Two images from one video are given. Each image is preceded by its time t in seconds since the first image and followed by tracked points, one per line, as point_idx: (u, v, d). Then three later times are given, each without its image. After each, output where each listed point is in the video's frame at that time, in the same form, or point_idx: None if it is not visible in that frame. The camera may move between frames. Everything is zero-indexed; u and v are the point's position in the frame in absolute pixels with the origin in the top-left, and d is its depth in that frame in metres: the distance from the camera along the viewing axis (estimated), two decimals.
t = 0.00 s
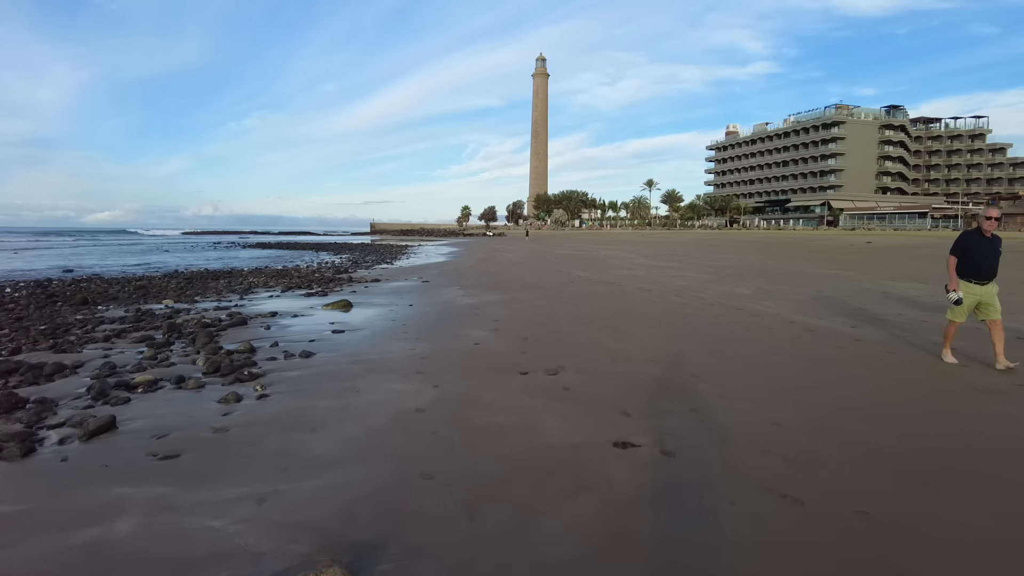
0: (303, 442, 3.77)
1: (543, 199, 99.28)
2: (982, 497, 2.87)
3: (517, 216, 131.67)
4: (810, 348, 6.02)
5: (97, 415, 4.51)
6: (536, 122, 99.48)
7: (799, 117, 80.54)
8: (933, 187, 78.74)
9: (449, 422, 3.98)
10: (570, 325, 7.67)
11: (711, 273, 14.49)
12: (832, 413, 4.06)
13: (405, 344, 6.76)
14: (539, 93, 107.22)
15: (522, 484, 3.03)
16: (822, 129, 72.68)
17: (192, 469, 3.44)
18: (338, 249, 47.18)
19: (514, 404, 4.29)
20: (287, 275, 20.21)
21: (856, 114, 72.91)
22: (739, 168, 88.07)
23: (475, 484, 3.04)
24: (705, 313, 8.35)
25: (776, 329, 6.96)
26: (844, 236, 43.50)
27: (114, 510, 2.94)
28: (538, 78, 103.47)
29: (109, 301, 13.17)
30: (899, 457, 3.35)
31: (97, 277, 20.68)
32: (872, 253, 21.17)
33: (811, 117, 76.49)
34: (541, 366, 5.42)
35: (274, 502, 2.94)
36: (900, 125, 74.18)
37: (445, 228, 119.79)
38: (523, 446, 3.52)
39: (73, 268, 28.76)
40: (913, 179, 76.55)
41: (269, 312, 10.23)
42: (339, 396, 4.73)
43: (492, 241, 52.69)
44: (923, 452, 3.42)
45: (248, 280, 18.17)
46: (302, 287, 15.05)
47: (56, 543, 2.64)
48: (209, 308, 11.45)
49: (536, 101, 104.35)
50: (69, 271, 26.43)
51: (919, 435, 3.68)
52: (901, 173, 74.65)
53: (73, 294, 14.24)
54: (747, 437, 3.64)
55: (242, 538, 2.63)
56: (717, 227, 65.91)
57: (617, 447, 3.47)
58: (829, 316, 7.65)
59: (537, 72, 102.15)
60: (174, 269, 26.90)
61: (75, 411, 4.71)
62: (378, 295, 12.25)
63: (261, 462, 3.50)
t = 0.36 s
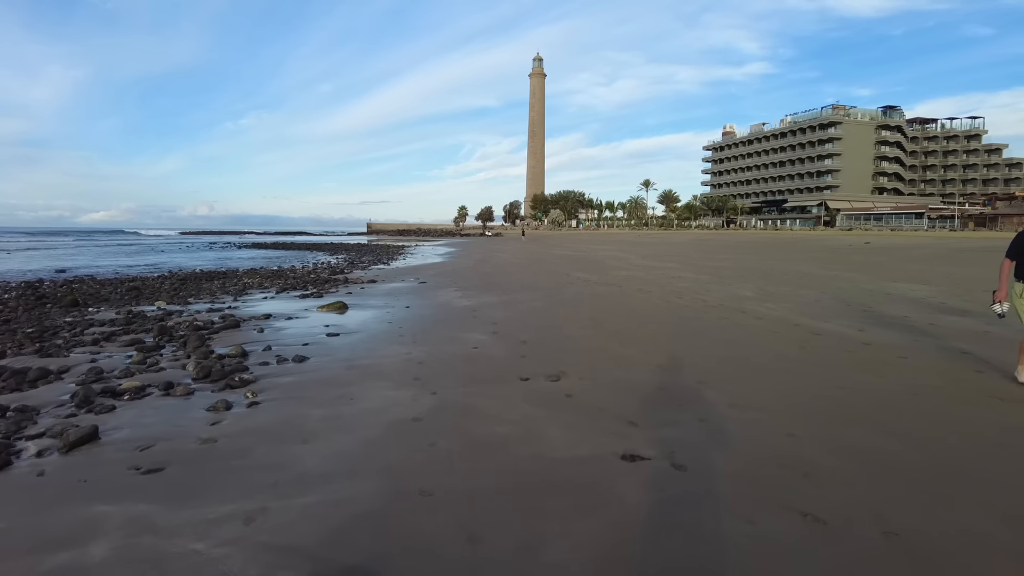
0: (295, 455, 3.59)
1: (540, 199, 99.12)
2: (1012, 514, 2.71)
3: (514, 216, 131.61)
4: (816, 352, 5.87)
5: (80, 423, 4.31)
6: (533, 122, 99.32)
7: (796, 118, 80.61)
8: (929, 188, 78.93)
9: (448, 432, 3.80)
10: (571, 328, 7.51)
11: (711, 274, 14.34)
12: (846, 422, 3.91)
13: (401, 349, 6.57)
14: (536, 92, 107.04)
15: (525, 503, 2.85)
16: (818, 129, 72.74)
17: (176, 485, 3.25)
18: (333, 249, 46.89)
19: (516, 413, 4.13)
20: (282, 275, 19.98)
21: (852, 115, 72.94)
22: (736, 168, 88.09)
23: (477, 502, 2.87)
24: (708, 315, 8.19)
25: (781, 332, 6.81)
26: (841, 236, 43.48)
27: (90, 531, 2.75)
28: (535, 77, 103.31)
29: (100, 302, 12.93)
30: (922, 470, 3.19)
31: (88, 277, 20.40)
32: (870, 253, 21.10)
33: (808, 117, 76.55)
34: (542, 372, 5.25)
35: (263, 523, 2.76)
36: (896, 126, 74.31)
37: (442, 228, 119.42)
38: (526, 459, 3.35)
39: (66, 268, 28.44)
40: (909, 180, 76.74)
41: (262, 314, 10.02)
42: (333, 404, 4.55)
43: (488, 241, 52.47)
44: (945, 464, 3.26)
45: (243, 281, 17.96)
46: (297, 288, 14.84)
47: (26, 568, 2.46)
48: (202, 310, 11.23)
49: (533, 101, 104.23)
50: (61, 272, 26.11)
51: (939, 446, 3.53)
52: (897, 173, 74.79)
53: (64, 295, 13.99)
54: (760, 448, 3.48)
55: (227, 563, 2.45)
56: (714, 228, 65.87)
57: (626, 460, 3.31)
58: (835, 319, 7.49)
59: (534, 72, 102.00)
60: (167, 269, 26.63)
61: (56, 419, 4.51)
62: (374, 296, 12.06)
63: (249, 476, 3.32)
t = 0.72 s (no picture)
0: (290, 468, 3.38)
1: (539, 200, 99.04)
2: None
3: (513, 216, 131.70)
4: (830, 356, 5.68)
5: (66, 433, 4.10)
6: (532, 122, 99.23)
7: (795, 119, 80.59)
8: (928, 189, 78.93)
9: (453, 443, 3.60)
10: (575, 331, 7.31)
11: (714, 275, 14.16)
12: (872, 430, 3.72)
13: (402, 352, 6.37)
14: (535, 93, 106.93)
15: (538, 523, 2.65)
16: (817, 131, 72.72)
17: (164, 501, 3.05)
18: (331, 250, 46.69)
19: (523, 421, 3.93)
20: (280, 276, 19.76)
21: (852, 116, 72.91)
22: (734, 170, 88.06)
23: (487, 522, 2.67)
24: (715, 318, 8.00)
25: (791, 336, 6.63)
26: (841, 237, 43.34)
27: (69, 553, 2.55)
28: (534, 78, 103.28)
29: (94, 304, 12.71)
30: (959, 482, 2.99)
31: (83, 279, 20.18)
32: (872, 255, 20.95)
33: (807, 118, 76.50)
34: (548, 377, 5.06)
35: (255, 543, 2.56)
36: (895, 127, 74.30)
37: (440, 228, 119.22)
38: (537, 472, 3.15)
39: (62, 269, 28.18)
40: (908, 181, 76.72)
41: (259, 316, 9.81)
42: (332, 412, 4.36)
43: (487, 242, 52.27)
44: (983, 475, 3.06)
45: (240, 282, 17.76)
46: (295, 289, 14.63)
47: None
48: (198, 312, 11.02)
49: (532, 101, 104.13)
50: (56, 273, 25.86)
51: (973, 454, 3.33)
52: (896, 174, 74.78)
53: (57, 297, 13.77)
54: (785, 458, 3.29)
55: None
56: (714, 229, 65.78)
57: (643, 474, 3.12)
58: (846, 321, 7.30)
59: (533, 74, 102.02)
60: (164, 270, 26.40)
61: (41, 429, 4.29)
62: (373, 298, 11.86)
63: (242, 493, 3.11)
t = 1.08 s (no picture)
0: (282, 484, 3.19)
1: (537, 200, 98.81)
2: None
3: (512, 216, 131.50)
4: (844, 361, 5.49)
5: (47, 445, 3.90)
6: (530, 122, 99.01)
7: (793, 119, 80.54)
8: (927, 189, 78.90)
9: (454, 456, 3.41)
10: (577, 334, 7.12)
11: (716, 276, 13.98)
12: (895, 442, 3.54)
13: (400, 357, 6.17)
14: (533, 93, 106.72)
15: (548, 549, 2.46)
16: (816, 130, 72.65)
17: (146, 521, 2.85)
18: (328, 250, 46.38)
19: (528, 433, 3.75)
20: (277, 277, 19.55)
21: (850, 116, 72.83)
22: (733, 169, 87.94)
23: (493, 547, 2.48)
24: (721, 320, 7.82)
25: (800, 339, 6.45)
26: (840, 237, 43.18)
27: None
28: (532, 78, 103.12)
29: (87, 306, 12.49)
30: (995, 500, 2.81)
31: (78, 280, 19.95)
32: (873, 255, 20.79)
33: (806, 118, 76.42)
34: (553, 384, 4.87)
35: (243, 571, 2.38)
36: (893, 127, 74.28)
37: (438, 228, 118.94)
38: (545, 490, 2.97)
39: (57, 270, 27.90)
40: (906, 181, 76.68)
41: (255, 319, 9.61)
42: (328, 421, 4.16)
43: (485, 242, 52.05)
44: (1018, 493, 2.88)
45: (236, 283, 17.54)
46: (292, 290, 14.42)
47: None
48: (193, 314, 10.81)
49: (530, 101, 103.91)
50: (51, 273, 25.59)
51: (1004, 470, 3.15)
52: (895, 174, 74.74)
53: (50, 298, 13.54)
54: (806, 474, 3.11)
55: None
56: (712, 229, 65.62)
57: (657, 491, 2.94)
58: (856, 324, 7.13)
59: (531, 73, 101.86)
60: (160, 271, 26.15)
61: (22, 439, 4.09)
62: (371, 299, 11.66)
63: (231, 512, 2.92)
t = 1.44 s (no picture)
0: (264, 500, 3.00)
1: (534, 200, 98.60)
2: None
3: (509, 216, 131.50)
4: (852, 364, 5.31)
5: (19, 457, 3.70)
6: (527, 122, 98.82)
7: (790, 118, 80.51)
8: (924, 188, 78.90)
9: (448, 468, 3.23)
10: (576, 336, 6.93)
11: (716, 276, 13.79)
12: (913, 450, 3.36)
13: (394, 361, 5.97)
14: (530, 92, 106.53)
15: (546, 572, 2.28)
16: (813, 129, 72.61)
17: (115, 541, 2.66)
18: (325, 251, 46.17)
19: (526, 442, 3.56)
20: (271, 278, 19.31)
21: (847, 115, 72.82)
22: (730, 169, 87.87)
23: (488, 570, 2.30)
24: (723, 322, 7.63)
25: (806, 341, 6.27)
26: (839, 236, 43.00)
27: None
28: (529, 78, 102.92)
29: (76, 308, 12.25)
30: None
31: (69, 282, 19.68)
32: (874, 254, 20.60)
33: (803, 117, 76.38)
34: (552, 389, 4.69)
35: None
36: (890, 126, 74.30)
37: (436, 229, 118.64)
38: (544, 505, 2.79)
39: (49, 272, 27.58)
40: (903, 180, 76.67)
41: (246, 321, 9.40)
42: (316, 430, 3.97)
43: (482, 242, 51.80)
44: None
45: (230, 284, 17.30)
46: (286, 292, 14.17)
47: None
48: (183, 316, 10.58)
49: (527, 101, 103.71)
50: (45, 275, 25.37)
51: None
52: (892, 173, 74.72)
53: (38, 301, 13.30)
54: (821, 486, 2.93)
55: None
56: (710, 229, 65.46)
57: (662, 506, 2.76)
58: (861, 325, 6.94)
59: (528, 73, 101.66)
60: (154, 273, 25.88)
61: None
62: (366, 301, 11.45)
63: (208, 531, 2.72)
